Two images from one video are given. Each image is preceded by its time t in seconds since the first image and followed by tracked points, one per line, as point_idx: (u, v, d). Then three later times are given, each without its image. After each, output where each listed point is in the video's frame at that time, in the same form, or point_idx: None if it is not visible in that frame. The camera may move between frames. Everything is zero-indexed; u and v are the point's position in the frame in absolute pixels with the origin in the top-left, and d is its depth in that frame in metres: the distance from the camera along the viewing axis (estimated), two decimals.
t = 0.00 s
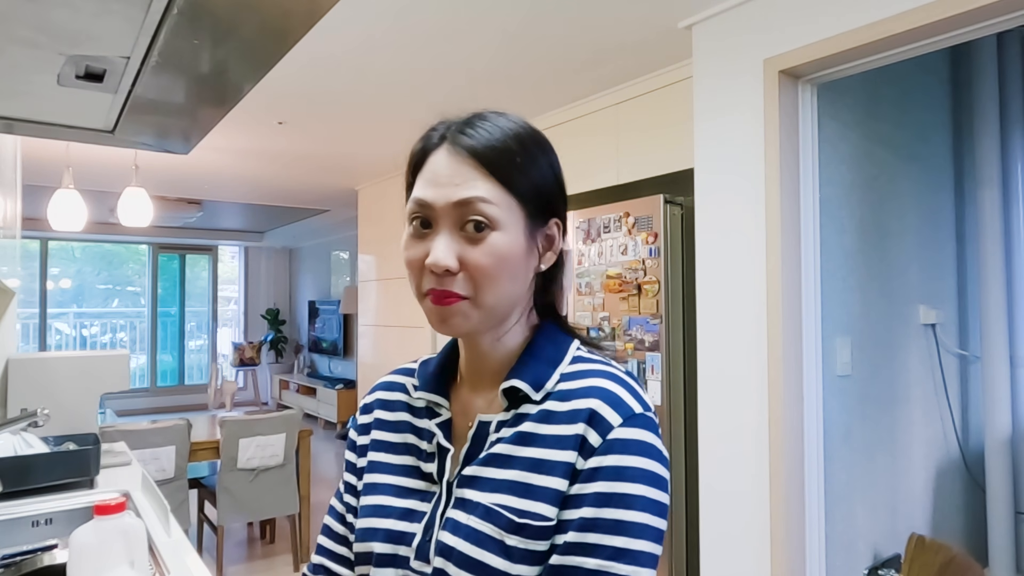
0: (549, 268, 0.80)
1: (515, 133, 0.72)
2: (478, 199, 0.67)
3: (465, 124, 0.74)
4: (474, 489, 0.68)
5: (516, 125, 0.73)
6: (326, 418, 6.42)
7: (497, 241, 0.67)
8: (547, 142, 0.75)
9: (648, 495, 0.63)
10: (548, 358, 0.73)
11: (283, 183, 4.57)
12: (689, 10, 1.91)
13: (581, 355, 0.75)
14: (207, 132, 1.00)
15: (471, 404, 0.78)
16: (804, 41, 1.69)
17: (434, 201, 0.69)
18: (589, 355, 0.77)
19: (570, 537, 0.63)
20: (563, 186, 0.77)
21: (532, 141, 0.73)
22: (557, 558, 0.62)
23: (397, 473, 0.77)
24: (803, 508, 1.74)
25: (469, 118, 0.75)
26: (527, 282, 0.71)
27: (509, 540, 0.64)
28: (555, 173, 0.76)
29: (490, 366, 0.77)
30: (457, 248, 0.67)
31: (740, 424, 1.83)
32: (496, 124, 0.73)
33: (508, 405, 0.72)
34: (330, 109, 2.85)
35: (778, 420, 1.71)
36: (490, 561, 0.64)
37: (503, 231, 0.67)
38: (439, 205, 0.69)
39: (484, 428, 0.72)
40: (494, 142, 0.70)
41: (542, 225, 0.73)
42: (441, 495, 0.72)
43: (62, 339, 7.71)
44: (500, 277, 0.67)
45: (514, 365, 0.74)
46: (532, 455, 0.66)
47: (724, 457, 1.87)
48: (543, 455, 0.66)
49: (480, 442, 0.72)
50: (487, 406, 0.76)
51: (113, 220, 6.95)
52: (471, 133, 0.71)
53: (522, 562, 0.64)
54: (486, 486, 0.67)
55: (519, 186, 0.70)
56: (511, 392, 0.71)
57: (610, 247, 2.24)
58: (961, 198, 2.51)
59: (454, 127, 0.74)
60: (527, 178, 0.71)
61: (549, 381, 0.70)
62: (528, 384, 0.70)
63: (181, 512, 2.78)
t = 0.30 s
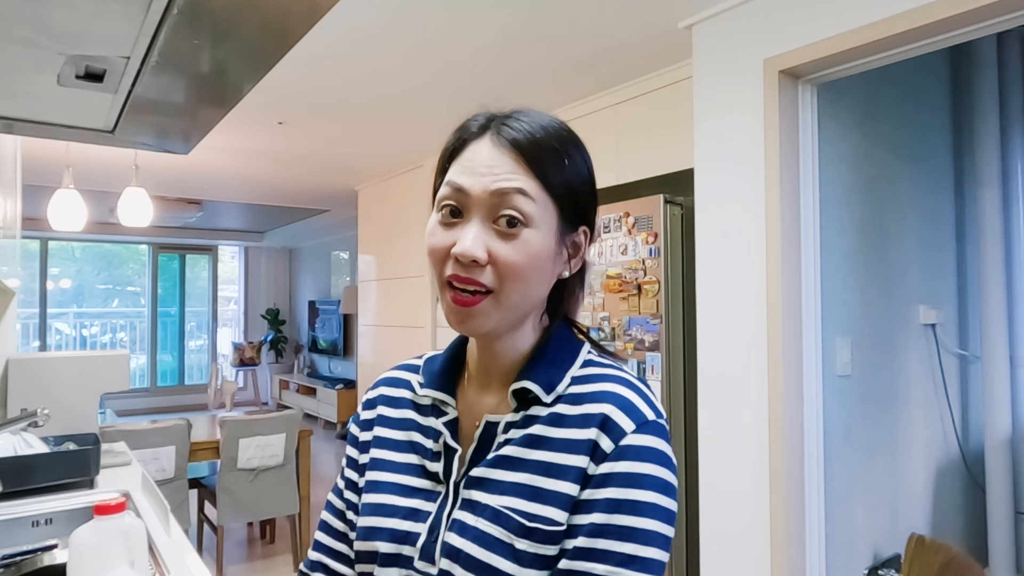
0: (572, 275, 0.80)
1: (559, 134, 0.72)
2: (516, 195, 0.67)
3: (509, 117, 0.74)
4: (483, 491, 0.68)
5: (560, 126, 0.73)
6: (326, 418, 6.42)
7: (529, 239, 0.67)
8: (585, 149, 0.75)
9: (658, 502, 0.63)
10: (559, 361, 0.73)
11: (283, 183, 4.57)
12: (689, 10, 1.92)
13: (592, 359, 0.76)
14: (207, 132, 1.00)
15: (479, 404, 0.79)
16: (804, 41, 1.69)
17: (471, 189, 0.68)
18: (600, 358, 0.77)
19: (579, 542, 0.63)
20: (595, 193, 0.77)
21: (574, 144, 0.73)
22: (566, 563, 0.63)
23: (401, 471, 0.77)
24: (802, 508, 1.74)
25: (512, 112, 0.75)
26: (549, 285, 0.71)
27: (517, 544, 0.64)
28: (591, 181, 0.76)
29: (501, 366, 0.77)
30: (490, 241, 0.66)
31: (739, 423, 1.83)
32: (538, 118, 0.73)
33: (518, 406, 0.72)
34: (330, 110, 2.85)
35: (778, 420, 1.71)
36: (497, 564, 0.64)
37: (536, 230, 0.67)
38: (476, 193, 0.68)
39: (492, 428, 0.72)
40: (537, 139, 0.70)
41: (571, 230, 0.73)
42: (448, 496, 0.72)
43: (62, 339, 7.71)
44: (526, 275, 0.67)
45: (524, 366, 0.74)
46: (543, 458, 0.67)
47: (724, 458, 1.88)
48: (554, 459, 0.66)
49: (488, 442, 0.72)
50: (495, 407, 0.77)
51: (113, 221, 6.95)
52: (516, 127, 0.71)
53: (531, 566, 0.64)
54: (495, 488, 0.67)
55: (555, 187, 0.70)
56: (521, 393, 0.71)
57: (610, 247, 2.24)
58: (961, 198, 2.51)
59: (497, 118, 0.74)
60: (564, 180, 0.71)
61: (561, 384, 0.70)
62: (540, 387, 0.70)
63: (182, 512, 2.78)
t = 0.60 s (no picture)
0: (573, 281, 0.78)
1: (556, 140, 0.71)
2: (516, 209, 0.67)
3: (506, 122, 0.73)
4: (485, 494, 0.68)
5: (557, 130, 0.72)
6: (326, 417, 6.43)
7: (530, 253, 0.67)
8: (585, 150, 0.74)
9: (661, 507, 0.63)
10: (562, 365, 0.73)
11: (284, 183, 4.57)
12: (689, 10, 1.92)
13: (594, 361, 0.75)
14: (207, 132, 1.00)
15: (482, 405, 0.79)
16: (804, 41, 1.69)
17: (469, 203, 0.68)
18: (602, 361, 0.77)
19: (583, 547, 0.63)
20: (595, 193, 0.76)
21: (571, 148, 0.72)
22: (569, 567, 0.63)
23: (403, 471, 0.77)
24: (802, 508, 1.74)
25: (510, 115, 0.74)
26: (553, 294, 0.72)
27: (520, 547, 0.65)
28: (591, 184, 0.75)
29: (504, 369, 0.77)
30: (492, 255, 0.67)
31: (740, 423, 1.83)
32: (531, 121, 0.72)
33: (520, 409, 0.71)
34: (330, 110, 2.85)
35: (778, 420, 1.71)
36: (501, 568, 0.64)
37: (536, 243, 0.67)
38: (473, 207, 0.68)
39: (494, 432, 0.72)
40: (534, 148, 0.69)
41: (572, 236, 0.73)
42: (451, 499, 0.72)
43: (62, 339, 7.71)
44: (529, 289, 0.67)
45: (528, 369, 0.74)
46: (546, 462, 0.67)
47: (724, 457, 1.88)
48: (556, 462, 0.66)
49: (491, 445, 0.72)
50: (498, 409, 0.77)
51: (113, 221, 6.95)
52: (512, 136, 0.70)
53: (533, 570, 0.64)
54: (498, 491, 0.67)
55: (554, 198, 0.69)
56: (524, 397, 0.70)
57: (609, 247, 2.24)
58: (961, 198, 2.51)
59: (492, 124, 0.73)
60: (563, 187, 0.70)
61: (563, 388, 0.70)
62: (542, 390, 0.69)
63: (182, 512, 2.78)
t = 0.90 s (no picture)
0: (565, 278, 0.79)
1: (540, 142, 0.70)
2: (498, 213, 0.66)
3: (489, 126, 0.72)
4: (482, 492, 0.68)
5: (541, 131, 0.71)
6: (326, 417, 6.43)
7: (514, 257, 0.66)
8: (569, 146, 0.74)
9: (658, 506, 0.63)
10: (559, 363, 0.73)
11: (284, 183, 4.57)
12: (689, 10, 1.92)
13: (592, 360, 0.75)
14: (207, 132, 1.00)
15: (479, 404, 0.79)
16: (804, 41, 1.69)
17: (449, 207, 0.68)
18: (599, 360, 0.76)
19: (582, 546, 0.63)
20: (584, 192, 0.75)
21: (555, 148, 0.71)
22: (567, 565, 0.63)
23: (401, 470, 0.77)
24: (802, 508, 1.74)
25: (493, 118, 0.74)
26: (542, 294, 0.71)
27: (517, 546, 0.64)
28: (579, 184, 0.74)
29: (501, 369, 0.77)
30: (475, 257, 0.66)
31: (740, 423, 1.83)
32: (514, 124, 0.72)
33: (517, 408, 0.71)
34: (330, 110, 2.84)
35: (778, 420, 1.71)
36: (499, 567, 0.64)
37: (521, 246, 0.67)
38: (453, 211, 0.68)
39: (492, 430, 0.72)
40: (516, 152, 0.68)
41: (561, 235, 0.72)
42: (447, 497, 0.72)
43: (62, 339, 7.71)
44: (515, 292, 0.67)
45: (525, 368, 0.74)
46: (543, 460, 0.67)
47: (724, 457, 1.87)
48: (554, 461, 0.66)
49: (488, 444, 0.72)
50: (496, 408, 0.77)
51: (113, 221, 6.95)
52: (494, 140, 0.70)
53: (531, 569, 0.64)
54: (495, 489, 0.68)
55: (538, 200, 0.69)
56: (521, 396, 0.70)
57: (610, 247, 2.24)
58: (961, 198, 2.51)
59: (472, 128, 0.73)
60: (548, 189, 0.70)
61: (560, 387, 0.70)
62: (539, 389, 0.69)
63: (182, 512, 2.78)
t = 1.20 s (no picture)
0: (549, 279, 0.78)
1: (509, 148, 0.69)
2: (468, 223, 0.66)
3: (459, 134, 0.72)
4: (475, 493, 0.68)
5: (510, 135, 0.70)
6: (326, 418, 6.43)
7: (486, 266, 0.66)
8: (543, 146, 0.72)
9: (647, 504, 0.63)
10: (551, 363, 0.72)
11: (284, 183, 4.57)
12: (689, 10, 1.92)
13: (585, 360, 0.75)
14: (207, 132, 1.00)
15: (474, 406, 0.79)
16: (804, 41, 1.69)
17: (420, 220, 0.68)
18: (593, 359, 0.76)
19: (571, 545, 0.63)
20: (561, 191, 0.74)
21: (526, 151, 0.70)
22: (557, 565, 0.63)
23: (398, 472, 0.78)
24: (803, 508, 1.74)
25: (464, 124, 0.73)
26: (521, 299, 0.71)
27: (508, 546, 0.65)
28: (555, 185, 0.73)
29: (493, 371, 0.77)
30: (447, 268, 0.66)
31: (740, 423, 1.83)
32: (483, 131, 0.71)
33: (511, 409, 0.71)
34: (330, 109, 2.84)
35: (778, 420, 1.71)
36: (490, 567, 0.65)
37: (493, 255, 0.66)
38: (424, 224, 0.68)
39: (486, 432, 0.72)
40: (483, 158, 0.68)
41: (537, 238, 0.72)
42: (443, 500, 0.72)
43: (62, 339, 7.71)
44: (490, 300, 0.66)
45: (518, 369, 0.74)
46: (535, 461, 0.66)
47: (724, 458, 1.87)
48: (545, 461, 0.66)
49: (483, 445, 0.72)
50: (490, 410, 0.77)
51: (114, 221, 6.95)
52: (462, 149, 0.69)
53: (520, 569, 0.64)
54: (487, 490, 0.68)
55: (510, 205, 0.68)
56: (514, 397, 0.70)
57: (610, 248, 2.24)
58: (961, 198, 2.51)
59: (444, 136, 0.73)
60: (519, 194, 0.69)
61: (553, 387, 0.70)
62: (532, 390, 0.69)
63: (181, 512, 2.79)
